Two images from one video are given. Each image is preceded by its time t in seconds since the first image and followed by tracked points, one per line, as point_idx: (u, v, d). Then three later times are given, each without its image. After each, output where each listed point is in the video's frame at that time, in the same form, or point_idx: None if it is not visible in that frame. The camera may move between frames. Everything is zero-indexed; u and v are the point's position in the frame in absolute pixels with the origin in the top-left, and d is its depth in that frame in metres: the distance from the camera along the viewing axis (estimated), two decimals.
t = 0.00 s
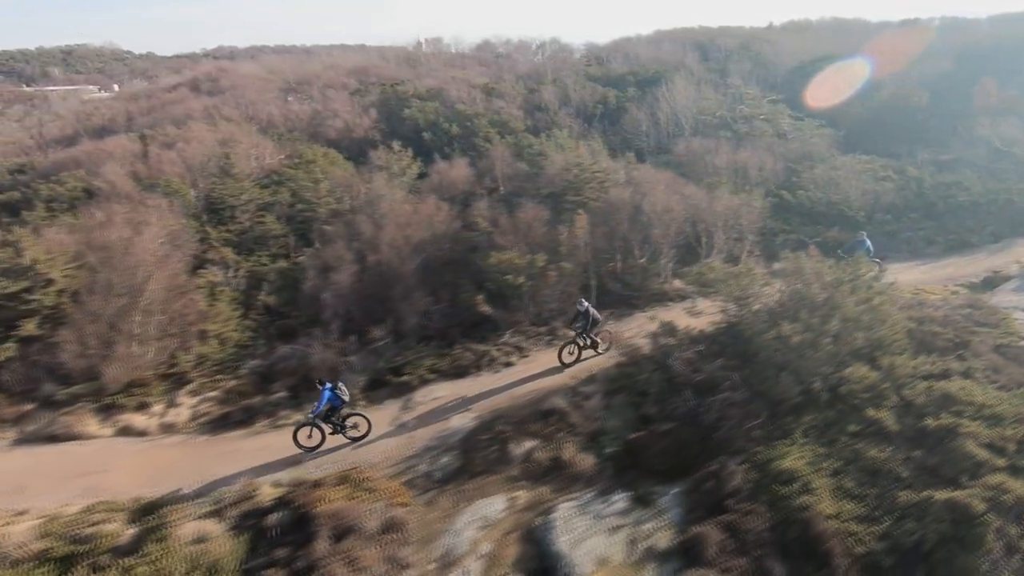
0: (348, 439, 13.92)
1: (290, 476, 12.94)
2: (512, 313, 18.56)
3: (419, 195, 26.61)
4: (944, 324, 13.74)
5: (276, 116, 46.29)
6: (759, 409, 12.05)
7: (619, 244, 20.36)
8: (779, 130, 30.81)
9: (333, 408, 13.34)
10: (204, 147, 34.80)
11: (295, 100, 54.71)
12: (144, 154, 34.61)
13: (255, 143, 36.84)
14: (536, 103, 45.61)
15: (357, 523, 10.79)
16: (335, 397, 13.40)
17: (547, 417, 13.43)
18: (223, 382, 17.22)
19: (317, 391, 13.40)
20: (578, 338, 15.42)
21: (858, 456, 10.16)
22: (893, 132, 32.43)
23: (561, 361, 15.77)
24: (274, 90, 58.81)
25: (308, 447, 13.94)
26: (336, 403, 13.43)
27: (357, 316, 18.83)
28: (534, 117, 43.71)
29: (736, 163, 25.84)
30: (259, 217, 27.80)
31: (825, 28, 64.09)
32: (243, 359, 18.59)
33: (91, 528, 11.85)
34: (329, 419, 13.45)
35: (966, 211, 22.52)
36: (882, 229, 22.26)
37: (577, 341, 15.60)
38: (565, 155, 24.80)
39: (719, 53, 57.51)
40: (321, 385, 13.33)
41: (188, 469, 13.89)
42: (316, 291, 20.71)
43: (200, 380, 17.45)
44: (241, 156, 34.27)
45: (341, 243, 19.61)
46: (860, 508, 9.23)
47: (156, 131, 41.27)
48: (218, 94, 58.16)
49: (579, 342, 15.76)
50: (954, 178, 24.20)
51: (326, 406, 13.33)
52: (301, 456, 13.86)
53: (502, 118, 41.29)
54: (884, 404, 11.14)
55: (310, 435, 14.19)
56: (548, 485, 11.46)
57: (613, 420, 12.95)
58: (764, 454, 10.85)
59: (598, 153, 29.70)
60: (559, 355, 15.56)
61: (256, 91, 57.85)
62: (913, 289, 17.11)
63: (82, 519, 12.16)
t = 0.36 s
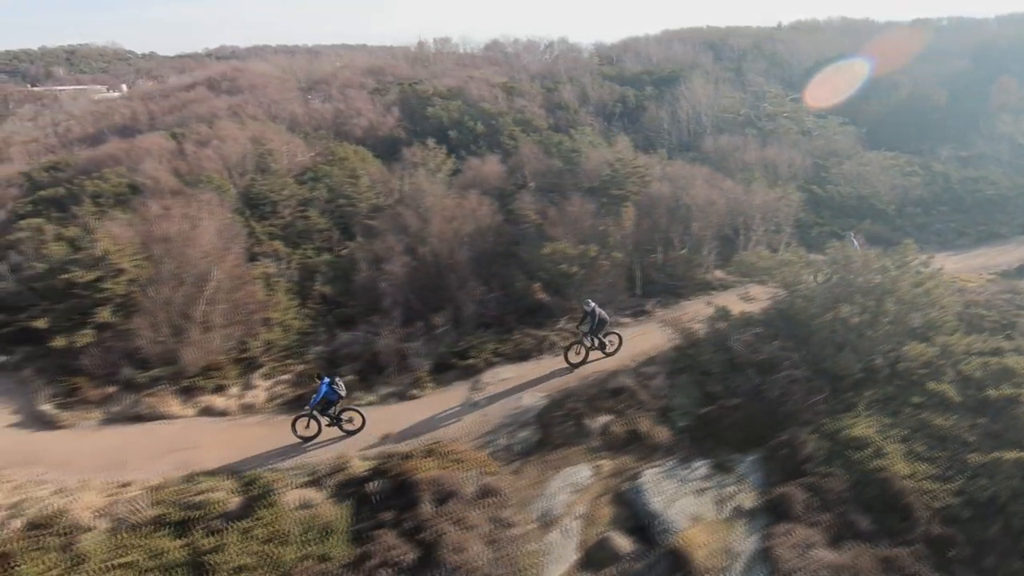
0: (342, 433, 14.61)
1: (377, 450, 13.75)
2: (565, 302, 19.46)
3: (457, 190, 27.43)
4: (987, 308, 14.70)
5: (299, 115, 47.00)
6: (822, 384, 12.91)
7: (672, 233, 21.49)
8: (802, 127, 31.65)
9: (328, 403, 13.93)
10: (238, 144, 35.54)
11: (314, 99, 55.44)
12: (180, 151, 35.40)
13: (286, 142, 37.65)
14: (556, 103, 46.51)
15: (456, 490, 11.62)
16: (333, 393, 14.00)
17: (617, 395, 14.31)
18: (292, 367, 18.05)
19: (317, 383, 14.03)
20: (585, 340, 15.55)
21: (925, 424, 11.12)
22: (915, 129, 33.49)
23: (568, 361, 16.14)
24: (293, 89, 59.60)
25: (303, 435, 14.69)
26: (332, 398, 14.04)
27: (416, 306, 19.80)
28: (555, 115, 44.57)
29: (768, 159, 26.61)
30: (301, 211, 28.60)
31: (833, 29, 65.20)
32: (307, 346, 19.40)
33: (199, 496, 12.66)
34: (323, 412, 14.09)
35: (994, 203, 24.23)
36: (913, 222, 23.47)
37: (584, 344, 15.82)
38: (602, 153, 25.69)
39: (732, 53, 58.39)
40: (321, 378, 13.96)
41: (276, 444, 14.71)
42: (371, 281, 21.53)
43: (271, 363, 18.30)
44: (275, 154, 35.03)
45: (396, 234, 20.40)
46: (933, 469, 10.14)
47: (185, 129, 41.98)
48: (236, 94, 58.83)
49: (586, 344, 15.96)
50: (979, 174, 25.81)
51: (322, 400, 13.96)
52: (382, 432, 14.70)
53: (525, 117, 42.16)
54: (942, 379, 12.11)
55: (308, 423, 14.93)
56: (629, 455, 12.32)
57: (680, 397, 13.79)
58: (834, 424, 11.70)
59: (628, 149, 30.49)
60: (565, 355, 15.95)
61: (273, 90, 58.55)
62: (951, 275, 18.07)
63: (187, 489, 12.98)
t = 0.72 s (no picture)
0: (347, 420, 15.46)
1: (464, 425, 14.64)
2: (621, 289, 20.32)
3: (499, 185, 28.33)
4: None
5: (326, 112, 47.80)
6: (886, 360, 13.84)
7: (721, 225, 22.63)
8: (830, 123, 32.53)
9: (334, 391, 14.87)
10: (276, 141, 36.41)
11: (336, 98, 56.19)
12: (220, 148, 36.31)
13: (320, 139, 38.53)
14: (580, 102, 47.38)
15: (551, 457, 12.52)
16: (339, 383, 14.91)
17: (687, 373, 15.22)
18: (364, 351, 18.96)
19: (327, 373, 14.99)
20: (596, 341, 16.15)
21: (990, 394, 12.13)
22: (940, 126, 34.61)
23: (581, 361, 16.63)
24: (315, 88, 60.45)
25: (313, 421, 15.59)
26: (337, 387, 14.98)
27: (477, 296, 20.88)
28: (580, 113, 45.45)
29: (802, 153, 27.42)
30: (347, 205, 29.50)
31: (846, 30, 66.30)
32: (372, 331, 20.28)
33: (304, 466, 13.57)
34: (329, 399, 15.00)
35: None
36: (948, 214, 24.67)
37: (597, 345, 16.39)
38: (643, 150, 26.61)
39: (748, 53, 59.28)
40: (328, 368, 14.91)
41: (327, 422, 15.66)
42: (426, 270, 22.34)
43: (343, 348, 19.20)
44: (312, 150, 35.90)
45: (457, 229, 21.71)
46: (1005, 432, 11.11)
47: (218, 127, 42.83)
48: (258, 93, 59.61)
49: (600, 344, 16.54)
50: (1007, 169, 27.12)
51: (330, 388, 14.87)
52: (463, 409, 15.60)
53: (551, 115, 43.09)
54: (1001, 355, 13.19)
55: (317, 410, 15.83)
56: (709, 425, 13.19)
57: (749, 374, 14.67)
58: (903, 395, 12.59)
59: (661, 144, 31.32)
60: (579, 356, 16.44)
61: (295, 89, 59.36)
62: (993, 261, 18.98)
63: (290, 460, 13.89)
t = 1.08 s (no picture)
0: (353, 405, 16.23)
1: (539, 402, 15.47)
2: (671, 280, 21.28)
3: (539, 180, 29.16)
4: None
5: (351, 110, 48.55)
6: (940, 341, 14.78)
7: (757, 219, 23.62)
8: (856, 120, 33.40)
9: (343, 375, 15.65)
10: (311, 138, 37.21)
11: (357, 98, 56.92)
12: (255, 145, 37.04)
13: (352, 136, 39.30)
14: (601, 100, 48.22)
15: (633, 430, 13.37)
16: (347, 366, 15.75)
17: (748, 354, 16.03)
18: (427, 338, 19.80)
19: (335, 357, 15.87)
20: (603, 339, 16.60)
21: None
22: (963, 122, 35.53)
23: (588, 362, 17.00)
24: (335, 87, 61.20)
25: (319, 404, 16.39)
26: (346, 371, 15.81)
27: (532, 285, 21.73)
28: (602, 111, 46.30)
29: (833, 149, 28.32)
30: (388, 200, 30.31)
31: (859, 31, 67.21)
32: (431, 318, 21.09)
33: (394, 441, 14.40)
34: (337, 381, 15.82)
35: None
36: (980, 205, 25.61)
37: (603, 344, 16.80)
38: (679, 146, 27.44)
39: (763, 52, 60.12)
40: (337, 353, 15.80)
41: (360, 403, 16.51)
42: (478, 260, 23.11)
43: (407, 334, 20.04)
44: (347, 147, 36.67)
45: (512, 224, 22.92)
46: None
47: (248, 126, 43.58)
48: (279, 92, 60.29)
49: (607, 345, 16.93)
50: None
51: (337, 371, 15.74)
52: (535, 388, 16.43)
53: (576, 114, 43.91)
54: None
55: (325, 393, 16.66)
56: (777, 401, 14.04)
57: (810, 353, 15.50)
58: (963, 373, 13.49)
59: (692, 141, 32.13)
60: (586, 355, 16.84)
61: (315, 89, 60.06)
62: None
63: (379, 436, 14.73)
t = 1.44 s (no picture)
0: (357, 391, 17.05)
1: (606, 387, 16.15)
2: (717, 268, 22.03)
3: (573, 177, 29.85)
4: None
5: (373, 109, 49.15)
6: (989, 329, 15.68)
7: (791, 215, 24.41)
8: (878, 118, 34.23)
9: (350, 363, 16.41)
10: (342, 137, 37.88)
11: (376, 97, 57.51)
12: (286, 143, 37.61)
13: (380, 135, 39.95)
14: (620, 100, 48.92)
15: (705, 410, 14.03)
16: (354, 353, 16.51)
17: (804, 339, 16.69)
18: (483, 328, 20.49)
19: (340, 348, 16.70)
20: (598, 344, 16.97)
21: None
22: (982, 120, 36.43)
23: (584, 362, 17.33)
24: (352, 87, 61.79)
25: (329, 387, 17.31)
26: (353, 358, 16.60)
27: (580, 277, 22.63)
28: (622, 110, 47.00)
29: (861, 148, 29.15)
30: (424, 197, 30.94)
31: (868, 32, 68.11)
32: (483, 310, 21.76)
33: (471, 424, 15.08)
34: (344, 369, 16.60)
35: None
36: (1007, 199, 26.43)
37: (599, 348, 17.14)
38: (713, 144, 28.16)
39: (775, 53, 60.89)
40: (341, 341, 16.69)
41: (432, 389, 17.30)
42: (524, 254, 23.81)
43: (463, 325, 20.75)
44: (377, 146, 37.34)
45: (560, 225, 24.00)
46: None
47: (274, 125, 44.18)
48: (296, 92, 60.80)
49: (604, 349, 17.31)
50: None
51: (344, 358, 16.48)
52: (597, 372, 17.09)
53: (597, 112, 44.57)
54: None
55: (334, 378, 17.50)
56: (838, 384, 14.77)
57: (864, 340, 16.24)
58: (1017, 358, 14.53)
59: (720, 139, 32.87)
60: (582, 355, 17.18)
61: (333, 88, 60.65)
62: None
63: (456, 419, 15.39)
